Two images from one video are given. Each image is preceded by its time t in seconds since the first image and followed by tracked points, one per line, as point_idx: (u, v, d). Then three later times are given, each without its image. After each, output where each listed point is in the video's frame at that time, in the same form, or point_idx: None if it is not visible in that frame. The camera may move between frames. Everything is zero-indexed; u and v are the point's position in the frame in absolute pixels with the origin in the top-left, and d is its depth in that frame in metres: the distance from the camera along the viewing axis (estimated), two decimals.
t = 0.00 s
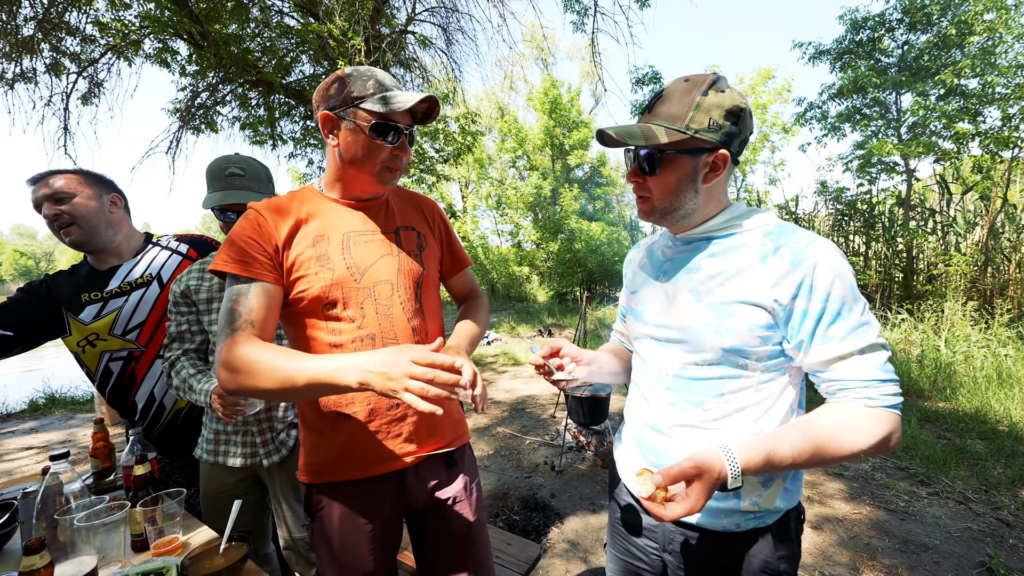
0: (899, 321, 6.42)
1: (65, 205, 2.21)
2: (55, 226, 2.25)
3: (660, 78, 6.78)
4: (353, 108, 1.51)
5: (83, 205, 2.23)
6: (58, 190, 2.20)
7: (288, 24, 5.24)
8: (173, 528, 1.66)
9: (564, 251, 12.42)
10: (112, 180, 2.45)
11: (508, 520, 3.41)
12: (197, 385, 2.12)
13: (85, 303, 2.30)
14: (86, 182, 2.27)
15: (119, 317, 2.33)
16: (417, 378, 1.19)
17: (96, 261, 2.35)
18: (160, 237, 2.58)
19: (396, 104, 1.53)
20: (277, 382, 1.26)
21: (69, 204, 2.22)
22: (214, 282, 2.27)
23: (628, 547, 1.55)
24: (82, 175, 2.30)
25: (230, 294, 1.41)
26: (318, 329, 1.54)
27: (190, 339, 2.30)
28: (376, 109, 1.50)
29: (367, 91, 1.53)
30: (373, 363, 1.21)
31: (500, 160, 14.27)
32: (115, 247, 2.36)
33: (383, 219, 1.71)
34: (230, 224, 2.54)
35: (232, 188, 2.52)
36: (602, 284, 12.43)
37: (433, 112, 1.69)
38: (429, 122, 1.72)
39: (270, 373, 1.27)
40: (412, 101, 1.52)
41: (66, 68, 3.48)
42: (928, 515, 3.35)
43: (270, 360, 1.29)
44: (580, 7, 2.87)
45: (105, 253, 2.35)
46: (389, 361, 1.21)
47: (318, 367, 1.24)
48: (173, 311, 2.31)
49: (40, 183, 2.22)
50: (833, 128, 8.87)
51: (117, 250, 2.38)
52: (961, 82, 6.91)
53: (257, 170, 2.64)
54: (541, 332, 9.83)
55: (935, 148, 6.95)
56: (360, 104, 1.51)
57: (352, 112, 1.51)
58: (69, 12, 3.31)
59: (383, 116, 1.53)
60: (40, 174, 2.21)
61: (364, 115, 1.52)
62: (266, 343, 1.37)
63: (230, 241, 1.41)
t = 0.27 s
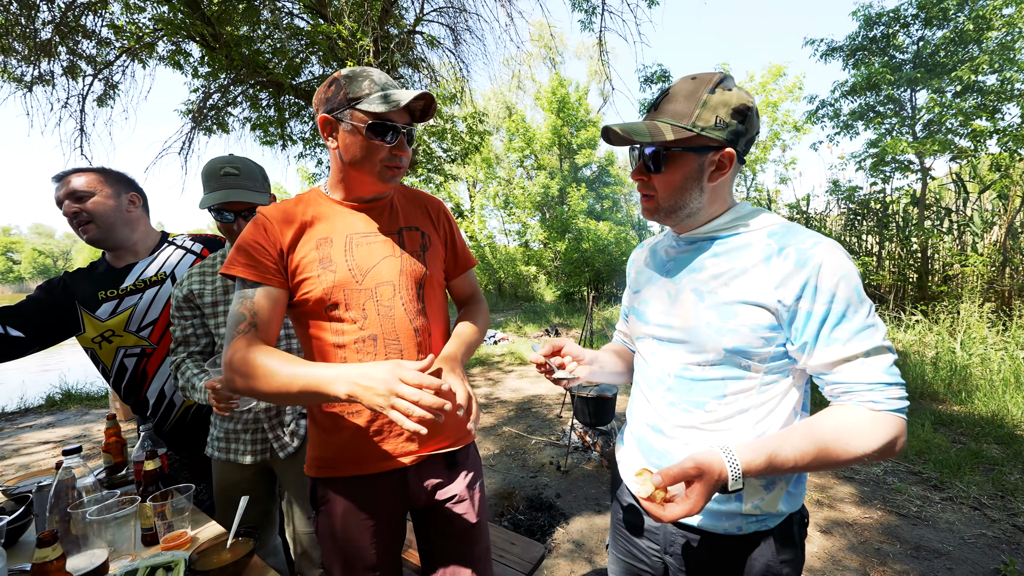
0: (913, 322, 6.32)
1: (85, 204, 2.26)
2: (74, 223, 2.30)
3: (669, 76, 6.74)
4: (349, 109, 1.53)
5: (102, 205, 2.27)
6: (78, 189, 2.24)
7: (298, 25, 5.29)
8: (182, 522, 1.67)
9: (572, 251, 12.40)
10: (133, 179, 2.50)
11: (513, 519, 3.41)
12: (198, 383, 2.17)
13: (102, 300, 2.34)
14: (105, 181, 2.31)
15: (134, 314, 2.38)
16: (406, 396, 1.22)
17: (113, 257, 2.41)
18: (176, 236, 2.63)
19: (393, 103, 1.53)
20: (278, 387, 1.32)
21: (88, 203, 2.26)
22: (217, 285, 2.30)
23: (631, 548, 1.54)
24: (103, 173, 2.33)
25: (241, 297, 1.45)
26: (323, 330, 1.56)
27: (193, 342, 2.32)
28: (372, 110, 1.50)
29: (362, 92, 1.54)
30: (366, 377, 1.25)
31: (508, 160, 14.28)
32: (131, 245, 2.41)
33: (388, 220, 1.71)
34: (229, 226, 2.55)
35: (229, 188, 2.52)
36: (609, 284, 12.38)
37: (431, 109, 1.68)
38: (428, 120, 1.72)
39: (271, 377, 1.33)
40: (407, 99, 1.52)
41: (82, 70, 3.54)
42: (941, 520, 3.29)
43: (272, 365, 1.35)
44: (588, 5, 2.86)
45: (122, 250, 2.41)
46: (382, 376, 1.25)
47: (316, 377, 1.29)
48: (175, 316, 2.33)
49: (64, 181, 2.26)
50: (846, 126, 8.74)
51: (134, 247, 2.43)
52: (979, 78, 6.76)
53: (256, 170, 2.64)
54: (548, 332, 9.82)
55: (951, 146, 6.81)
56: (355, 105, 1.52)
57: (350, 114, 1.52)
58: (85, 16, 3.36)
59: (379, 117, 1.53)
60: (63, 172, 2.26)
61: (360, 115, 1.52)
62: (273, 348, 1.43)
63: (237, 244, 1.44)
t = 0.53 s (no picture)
0: (931, 323, 6.18)
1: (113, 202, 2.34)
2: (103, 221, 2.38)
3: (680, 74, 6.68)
4: (363, 112, 1.53)
5: (129, 204, 2.34)
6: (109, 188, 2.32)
7: (309, 28, 5.35)
8: (196, 517, 1.70)
9: (581, 250, 12.37)
10: (161, 180, 2.56)
11: (521, 519, 3.41)
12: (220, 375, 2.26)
13: (124, 295, 2.38)
14: (133, 181, 2.39)
15: (151, 310, 2.39)
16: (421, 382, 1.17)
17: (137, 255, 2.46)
18: (199, 236, 2.67)
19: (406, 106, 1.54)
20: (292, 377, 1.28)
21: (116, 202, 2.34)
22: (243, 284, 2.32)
23: (637, 549, 1.53)
24: (132, 172, 2.41)
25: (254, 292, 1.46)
26: (335, 328, 1.57)
27: (223, 338, 2.37)
28: (385, 113, 1.51)
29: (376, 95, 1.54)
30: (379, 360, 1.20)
31: (518, 160, 14.30)
32: (155, 242, 2.45)
33: (399, 220, 1.72)
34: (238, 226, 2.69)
35: (233, 191, 2.61)
36: (619, 284, 12.30)
37: (444, 112, 1.68)
38: (440, 122, 1.72)
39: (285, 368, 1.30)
40: (421, 103, 1.52)
41: (101, 75, 3.61)
42: (959, 526, 3.21)
43: (285, 356, 1.31)
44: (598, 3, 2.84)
45: (147, 248, 2.45)
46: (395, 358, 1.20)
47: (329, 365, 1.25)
48: (207, 312, 2.39)
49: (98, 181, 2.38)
50: (862, 123, 8.59)
51: (157, 245, 2.46)
52: (1002, 72, 6.57)
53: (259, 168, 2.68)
54: (557, 331, 9.81)
55: (972, 143, 6.64)
56: (369, 109, 1.53)
57: (363, 117, 1.53)
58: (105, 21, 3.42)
59: (392, 119, 1.54)
60: (98, 173, 2.38)
61: (373, 119, 1.53)
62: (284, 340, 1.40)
63: (251, 245, 1.46)
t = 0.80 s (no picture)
0: (935, 324, 6.16)
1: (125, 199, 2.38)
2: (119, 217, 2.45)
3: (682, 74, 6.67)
4: (378, 114, 1.52)
5: (139, 202, 2.38)
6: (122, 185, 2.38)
7: (312, 28, 5.37)
8: (198, 512, 1.69)
9: (583, 250, 12.36)
10: (178, 177, 2.59)
11: (521, 517, 3.41)
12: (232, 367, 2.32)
13: (133, 289, 2.42)
14: (145, 178, 2.42)
15: (154, 306, 2.41)
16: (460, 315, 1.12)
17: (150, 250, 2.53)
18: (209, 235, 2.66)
19: (422, 112, 1.53)
20: (320, 354, 1.18)
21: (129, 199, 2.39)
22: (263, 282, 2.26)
23: (634, 546, 1.53)
24: (147, 170, 2.45)
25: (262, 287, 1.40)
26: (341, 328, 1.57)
27: (248, 332, 2.39)
28: (401, 118, 1.50)
29: (392, 98, 1.53)
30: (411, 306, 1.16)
31: (520, 159, 14.32)
32: (166, 240, 2.49)
33: (404, 222, 1.73)
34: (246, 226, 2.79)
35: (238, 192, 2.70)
36: (621, 284, 12.29)
37: (457, 118, 1.69)
38: (452, 126, 1.73)
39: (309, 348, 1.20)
40: (442, 113, 1.52)
41: (107, 75, 3.64)
42: (961, 527, 3.19)
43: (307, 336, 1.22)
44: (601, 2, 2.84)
45: (157, 245, 2.50)
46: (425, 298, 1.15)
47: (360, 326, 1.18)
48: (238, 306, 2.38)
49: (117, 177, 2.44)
50: (866, 123, 8.56)
51: (167, 242, 2.50)
52: (1007, 72, 6.53)
53: (261, 168, 2.71)
54: (559, 331, 9.81)
55: (977, 143, 6.60)
56: (385, 112, 1.51)
57: (378, 120, 1.52)
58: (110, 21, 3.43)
59: (407, 124, 1.53)
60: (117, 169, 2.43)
61: (388, 122, 1.51)
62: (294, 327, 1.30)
63: (258, 242, 1.42)
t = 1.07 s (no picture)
0: (935, 324, 6.17)
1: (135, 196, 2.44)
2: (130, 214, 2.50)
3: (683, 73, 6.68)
4: (392, 118, 1.52)
5: (148, 198, 2.43)
6: (133, 182, 2.44)
7: (312, 28, 5.37)
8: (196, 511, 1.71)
9: (583, 250, 12.36)
10: (189, 177, 2.63)
11: (519, 516, 3.42)
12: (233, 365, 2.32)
13: (138, 285, 2.42)
14: (157, 176, 2.48)
15: (155, 302, 2.40)
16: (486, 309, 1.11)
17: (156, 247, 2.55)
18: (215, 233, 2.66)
19: (435, 117, 1.53)
20: (340, 349, 1.17)
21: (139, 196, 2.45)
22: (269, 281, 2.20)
23: (630, 544, 1.53)
24: (158, 168, 2.51)
25: (268, 281, 1.38)
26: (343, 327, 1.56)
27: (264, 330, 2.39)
28: (414, 122, 1.51)
29: (405, 102, 1.53)
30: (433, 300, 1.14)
31: (520, 159, 14.33)
32: (170, 235, 2.50)
33: (407, 223, 1.74)
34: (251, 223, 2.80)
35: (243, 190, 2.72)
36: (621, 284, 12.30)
37: (468, 125, 1.70)
38: (464, 133, 1.73)
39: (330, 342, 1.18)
40: (457, 120, 1.52)
41: (107, 74, 3.64)
42: (959, 527, 3.20)
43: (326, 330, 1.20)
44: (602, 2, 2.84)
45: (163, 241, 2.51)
46: (446, 292, 1.14)
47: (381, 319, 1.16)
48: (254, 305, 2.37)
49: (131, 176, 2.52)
50: (866, 122, 8.58)
51: (172, 238, 2.51)
52: (1007, 72, 6.53)
53: (263, 168, 2.71)
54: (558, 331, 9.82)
55: (977, 143, 6.60)
56: (399, 115, 1.52)
57: (391, 123, 1.52)
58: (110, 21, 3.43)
59: (419, 128, 1.53)
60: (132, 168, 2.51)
61: (401, 125, 1.52)
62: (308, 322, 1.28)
63: (268, 237, 1.40)
